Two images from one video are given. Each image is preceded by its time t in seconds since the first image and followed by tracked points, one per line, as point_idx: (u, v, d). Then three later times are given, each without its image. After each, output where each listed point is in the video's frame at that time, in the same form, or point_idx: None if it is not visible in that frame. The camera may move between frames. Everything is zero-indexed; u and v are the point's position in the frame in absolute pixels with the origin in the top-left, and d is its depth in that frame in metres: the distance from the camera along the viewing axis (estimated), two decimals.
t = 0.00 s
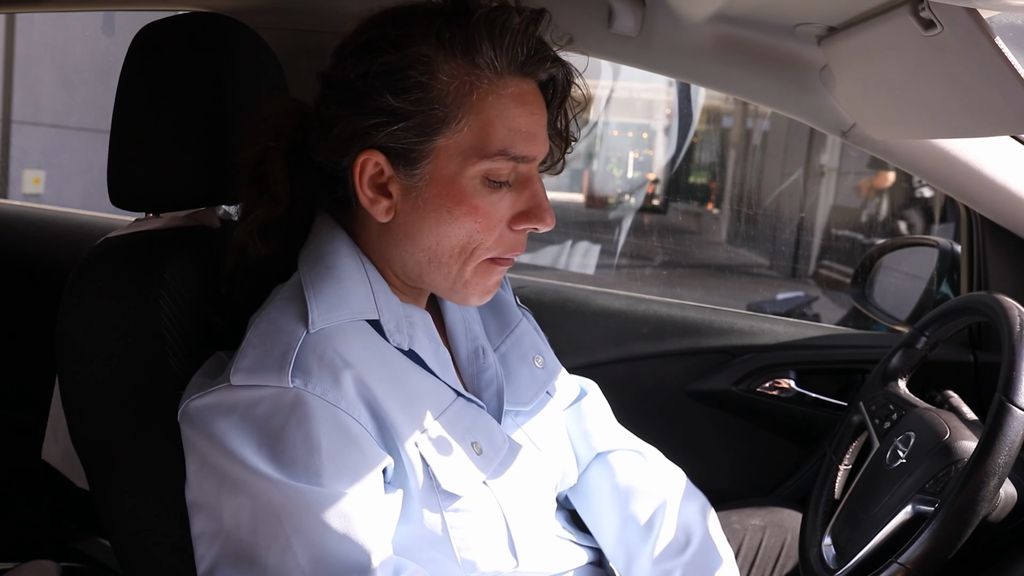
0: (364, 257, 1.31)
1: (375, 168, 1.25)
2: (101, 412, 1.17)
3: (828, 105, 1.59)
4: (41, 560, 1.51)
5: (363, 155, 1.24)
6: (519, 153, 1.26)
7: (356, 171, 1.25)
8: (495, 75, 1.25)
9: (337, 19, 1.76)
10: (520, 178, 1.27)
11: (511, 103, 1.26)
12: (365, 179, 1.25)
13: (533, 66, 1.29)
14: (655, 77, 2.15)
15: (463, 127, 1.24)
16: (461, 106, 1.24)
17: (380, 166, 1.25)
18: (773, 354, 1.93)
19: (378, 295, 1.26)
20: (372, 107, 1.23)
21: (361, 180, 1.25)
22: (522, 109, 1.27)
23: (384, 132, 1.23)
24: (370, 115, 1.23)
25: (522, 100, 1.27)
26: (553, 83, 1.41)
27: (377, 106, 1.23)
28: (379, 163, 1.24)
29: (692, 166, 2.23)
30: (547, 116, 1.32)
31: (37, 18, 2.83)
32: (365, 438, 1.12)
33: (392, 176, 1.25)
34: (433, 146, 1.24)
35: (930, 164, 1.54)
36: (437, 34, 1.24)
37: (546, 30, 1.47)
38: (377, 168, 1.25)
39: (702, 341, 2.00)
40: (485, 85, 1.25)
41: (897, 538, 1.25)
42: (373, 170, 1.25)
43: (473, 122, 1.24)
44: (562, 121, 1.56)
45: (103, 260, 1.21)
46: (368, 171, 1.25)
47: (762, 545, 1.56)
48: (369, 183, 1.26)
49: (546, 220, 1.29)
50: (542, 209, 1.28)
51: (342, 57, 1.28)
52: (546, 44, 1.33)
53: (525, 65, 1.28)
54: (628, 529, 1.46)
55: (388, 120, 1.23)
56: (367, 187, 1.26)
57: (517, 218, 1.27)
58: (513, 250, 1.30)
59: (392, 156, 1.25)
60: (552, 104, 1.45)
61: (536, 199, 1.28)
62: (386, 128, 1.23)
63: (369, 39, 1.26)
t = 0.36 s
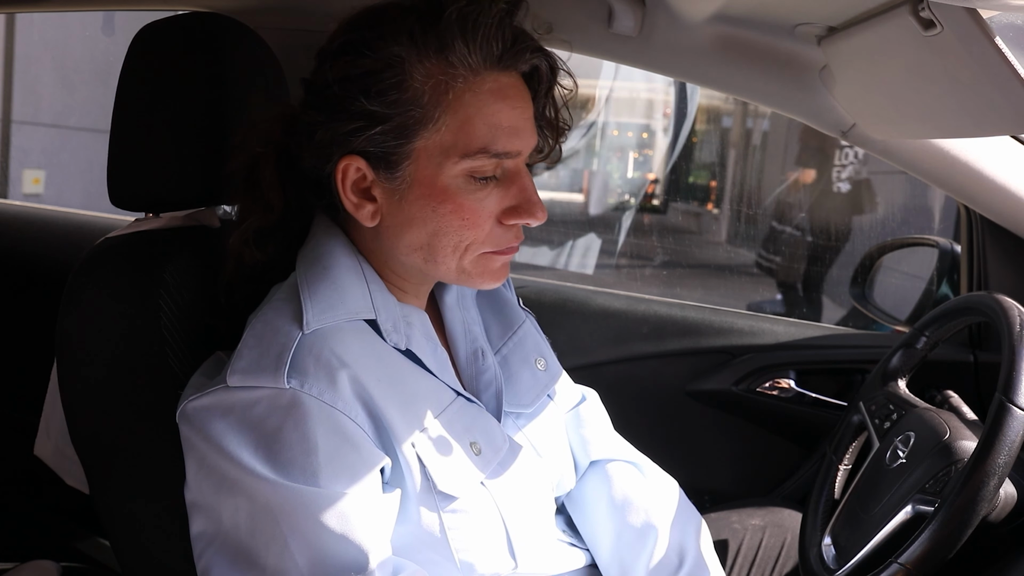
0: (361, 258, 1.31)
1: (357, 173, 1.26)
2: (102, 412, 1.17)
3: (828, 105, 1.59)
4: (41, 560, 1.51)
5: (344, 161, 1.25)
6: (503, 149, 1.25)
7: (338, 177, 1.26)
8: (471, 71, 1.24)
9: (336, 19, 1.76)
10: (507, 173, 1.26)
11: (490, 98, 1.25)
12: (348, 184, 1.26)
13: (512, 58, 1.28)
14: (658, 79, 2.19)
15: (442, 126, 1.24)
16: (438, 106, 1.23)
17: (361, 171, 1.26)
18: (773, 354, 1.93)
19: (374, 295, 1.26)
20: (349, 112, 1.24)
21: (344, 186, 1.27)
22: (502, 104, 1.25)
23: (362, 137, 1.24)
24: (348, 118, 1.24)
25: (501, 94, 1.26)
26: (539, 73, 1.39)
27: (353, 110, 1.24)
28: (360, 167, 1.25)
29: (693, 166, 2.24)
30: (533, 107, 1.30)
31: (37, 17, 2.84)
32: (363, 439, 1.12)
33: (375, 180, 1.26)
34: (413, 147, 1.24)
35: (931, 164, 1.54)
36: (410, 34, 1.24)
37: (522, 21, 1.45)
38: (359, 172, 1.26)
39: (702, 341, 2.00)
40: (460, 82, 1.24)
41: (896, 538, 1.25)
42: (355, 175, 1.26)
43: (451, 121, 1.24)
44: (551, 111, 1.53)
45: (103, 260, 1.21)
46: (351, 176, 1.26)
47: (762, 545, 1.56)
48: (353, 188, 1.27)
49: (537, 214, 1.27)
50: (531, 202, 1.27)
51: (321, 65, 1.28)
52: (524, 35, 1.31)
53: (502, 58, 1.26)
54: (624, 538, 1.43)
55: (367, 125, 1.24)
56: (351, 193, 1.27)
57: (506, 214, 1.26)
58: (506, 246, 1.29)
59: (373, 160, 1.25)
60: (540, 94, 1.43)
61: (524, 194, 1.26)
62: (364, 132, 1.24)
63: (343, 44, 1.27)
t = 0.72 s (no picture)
0: (357, 257, 1.31)
1: (343, 174, 1.26)
2: (101, 412, 1.17)
3: (828, 105, 1.59)
4: (41, 560, 1.51)
5: (329, 162, 1.25)
6: (486, 139, 1.25)
7: (325, 179, 1.26)
8: (448, 63, 1.24)
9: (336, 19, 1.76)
10: (492, 164, 1.26)
11: (470, 90, 1.24)
12: (335, 186, 1.26)
13: (489, 48, 1.28)
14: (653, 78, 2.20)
15: (424, 121, 1.23)
16: (418, 101, 1.23)
17: (347, 171, 1.25)
18: (773, 354, 1.93)
19: (373, 293, 1.26)
20: (331, 113, 1.24)
21: (331, 187, 1.26)
22: (482, 95, 1.25)
23: (346, 137, 1.24)
24: (331, 119, 1.24)
25: (479, 85, 1.25)
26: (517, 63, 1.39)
27: (336, 110, 1.24)
28: (346, 168, 1.25)
29: (693, 166, 2.24)
30: (513, 97, 1.30)
31: (37, 17, 2.84)
32: (365, 437, 1.12)
33: (361, 180, 1.26)
34: (397, 144, 1.24)
35: (931, 163, 1.54)
36: (385, 31, 1.23)
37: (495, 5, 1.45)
38: (345, 173, 1.25)
39: (703, 341, 1.99)
40: (438, 76, 1.23)
41: (897, 537, 1.25)
42: (342, 176, 1.26)
43: (432, 115, 1.23)
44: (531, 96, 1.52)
45: (102, 260, 1.21)
46: (337, 177, 1.26)
47: (762, 545, 1.56)
48: (340, 189, 1.27)
49: (526, 203, 1.27)
50: (519, 191, 1.26)
51: (302, 67, 1.28)
52: (499, 25, 1.31)
53: (478, 48, 1.26)
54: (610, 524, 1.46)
55: (349, 124, 1.24)
56: (339, 194, 1.26)
57: (494, 205, 1.25)
58: (496, 237, 1.29)
59: (358, 159, 1.25)
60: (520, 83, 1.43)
61: (512, 183, 1.26)
62: (347, 132, 1.24)
63: (319, 45, 1.26)
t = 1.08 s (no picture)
0: (354, 257, 1.31)
1: (333, 175, 1.26)
2: (101, 413, 1.17)
3: (828, 105, 1.58)
4: (41, 561, 1.51)
5: (318, 165, 1.25)
6: (472, 131, 1.25)
7: (315, 182, 1.26)
8: (428, 58, 1.24)
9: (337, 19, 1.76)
10: (480, 155, 1.26)
11: (451, 83, 1.25)
12: (327, 187, 1.26)
13: (468, 40, 1.28)
14: (658, 78, 2.14)
15: (409, 118, 1.23)
16: (402, 98, 1.23)
17: (337, 173, 1.25)
18: (773, 354, 1.93)
19: (371, 291, 1.26)
20: (317, 117, 1.24)
21: (322, 189, 1.26)
22: (464, 88, 1.25)
23: (333, 138, 1.24)
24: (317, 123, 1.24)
25: (461, 78, 1.26)
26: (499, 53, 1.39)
27: (321, 114, 1.23)
28: (335, 169, 1.25)
29: (692, 165, 2.23)
30: (495, 86, 1.30)
31: (37, 17, 2.84)
32: (366, 436, 1.12)
33: (351, 180, 1.26)
34: (384, 142, 1.24)
35: (931, 163, 1.54)
36: (364, 30, 1.23)
37: None
38: (335, 175, 1.26)
39: (703, 341, 1.99)
40: (420, 71, 1.24)
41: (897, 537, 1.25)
42: (331, 177, 1.26)
43: (417, 111, 1.23)
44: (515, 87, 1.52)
45: (103, 260, 1.21)
46: (328, 179, 1.26)
47: (762, 545, 1.56)
48: (331, 191, 1.27)
49: (515, 192, 1.28)
50: (508, 181, 1.27)
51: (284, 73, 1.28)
52: (478, 18, 1.31)
53: (458, 41, 1.26)
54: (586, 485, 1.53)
55: (334, 126, 1.24)
56: (331, 195, 1.26)
57: (485, 196, 1.26)
58: (489, 228, 1.29)
59: (347, 160, 1.25)
60: (503, 73, 1.43)
61: (500, 173, 1.27)
62: (334, 134, 1.24)
63: (300, 49, 1.26)
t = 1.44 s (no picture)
0: (351, 254, 1.31)
1: (331, 169, 1.26)
2: (101, 412, 1.17)
3: (828, 105, 1.58)
4: (41, 561, 1.51)
5: (315, 160, 1.25)
6: (466, 117, 1.26)
7: (313, 178, 1.26)
8: (418, 47, 1.24)
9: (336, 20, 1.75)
10: (475, 141, 1.27)
11: (442, 71, 1.25)
12: (325, 182, 1.26)
13: (456, 29, 1.29)
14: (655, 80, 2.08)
15: (403, 107, 1.24)
16: (395, 88, 1.23)
17: (334, 167, 1.25)
18: (774, 354, 1.94)
19: (370, 290, 1.26)
20: (312, 111, 1.24)
21: (320, 184, 1.26)
22: (455, 75, 1.26)
23: (329, 133, 1.24)
24: (312, 117, 1.24)
25: (451, 66, 1.26)
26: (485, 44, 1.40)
27: (316, 108, 1.23)
28: (333, 163, 1.25)
29: (692, 165, 2.23)
30: (484, 72, 1.31)
31: (37, 17, 2.84)
32: (366, 435, 1.12)
33: (349, 173, 1.26)
34: (379, 134, 1.24)
35: (931, 163, 1.54)
36: (354, 24, 1.23)
37: None
38: (332, 169, 1.26)
39: (703, 341, 2.02)
40: (411, 60, 1.24)
41: (897, 538, 1.25)
42: (329, 172, 1.26)
43: (411, 100, 1.24)
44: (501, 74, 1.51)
45: (103, 260, 1.21)
46: (325, 174, 1.26)
47: (762, 545, 1.56)
48: (330, 185, 1.27)
49: (512, 174, 1.28)
50: (504, 164, 1.28)
51: (276, 73, 1.28)
52: (463, 7, 1.32)
53: (446, 30, 1.27)
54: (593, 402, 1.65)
55: (330, 119, 1.24)
56: (329, 190, 1.27)
57: (482, 180, 1.26)
58: (488, 213, 1.30)
59: (343, 154, 1.25)
60: (490, 61, 1.43)
61: (496, 158, 1.28)
62: (330, 128, 1.24)
63: (293, 47, 1.26)
